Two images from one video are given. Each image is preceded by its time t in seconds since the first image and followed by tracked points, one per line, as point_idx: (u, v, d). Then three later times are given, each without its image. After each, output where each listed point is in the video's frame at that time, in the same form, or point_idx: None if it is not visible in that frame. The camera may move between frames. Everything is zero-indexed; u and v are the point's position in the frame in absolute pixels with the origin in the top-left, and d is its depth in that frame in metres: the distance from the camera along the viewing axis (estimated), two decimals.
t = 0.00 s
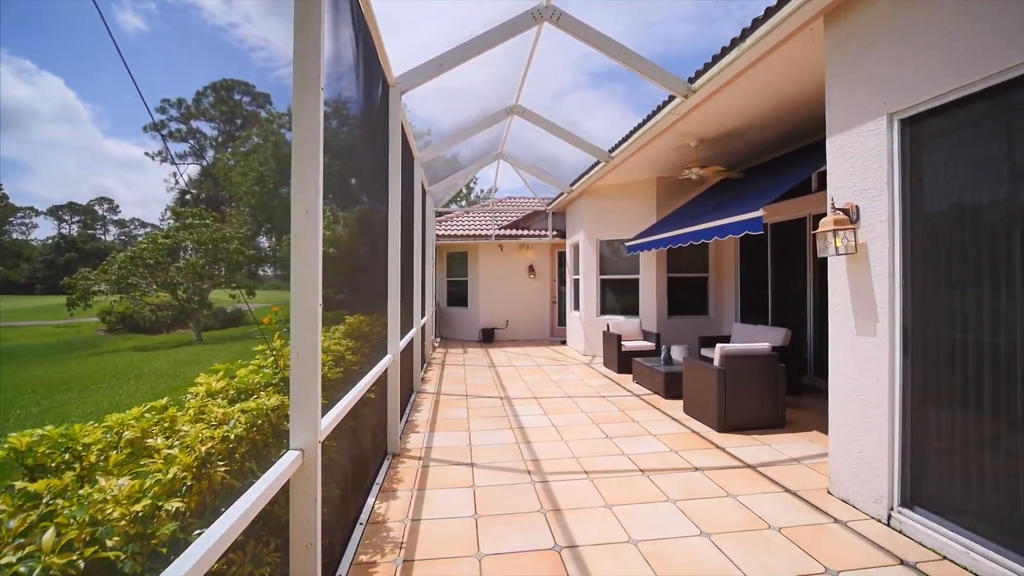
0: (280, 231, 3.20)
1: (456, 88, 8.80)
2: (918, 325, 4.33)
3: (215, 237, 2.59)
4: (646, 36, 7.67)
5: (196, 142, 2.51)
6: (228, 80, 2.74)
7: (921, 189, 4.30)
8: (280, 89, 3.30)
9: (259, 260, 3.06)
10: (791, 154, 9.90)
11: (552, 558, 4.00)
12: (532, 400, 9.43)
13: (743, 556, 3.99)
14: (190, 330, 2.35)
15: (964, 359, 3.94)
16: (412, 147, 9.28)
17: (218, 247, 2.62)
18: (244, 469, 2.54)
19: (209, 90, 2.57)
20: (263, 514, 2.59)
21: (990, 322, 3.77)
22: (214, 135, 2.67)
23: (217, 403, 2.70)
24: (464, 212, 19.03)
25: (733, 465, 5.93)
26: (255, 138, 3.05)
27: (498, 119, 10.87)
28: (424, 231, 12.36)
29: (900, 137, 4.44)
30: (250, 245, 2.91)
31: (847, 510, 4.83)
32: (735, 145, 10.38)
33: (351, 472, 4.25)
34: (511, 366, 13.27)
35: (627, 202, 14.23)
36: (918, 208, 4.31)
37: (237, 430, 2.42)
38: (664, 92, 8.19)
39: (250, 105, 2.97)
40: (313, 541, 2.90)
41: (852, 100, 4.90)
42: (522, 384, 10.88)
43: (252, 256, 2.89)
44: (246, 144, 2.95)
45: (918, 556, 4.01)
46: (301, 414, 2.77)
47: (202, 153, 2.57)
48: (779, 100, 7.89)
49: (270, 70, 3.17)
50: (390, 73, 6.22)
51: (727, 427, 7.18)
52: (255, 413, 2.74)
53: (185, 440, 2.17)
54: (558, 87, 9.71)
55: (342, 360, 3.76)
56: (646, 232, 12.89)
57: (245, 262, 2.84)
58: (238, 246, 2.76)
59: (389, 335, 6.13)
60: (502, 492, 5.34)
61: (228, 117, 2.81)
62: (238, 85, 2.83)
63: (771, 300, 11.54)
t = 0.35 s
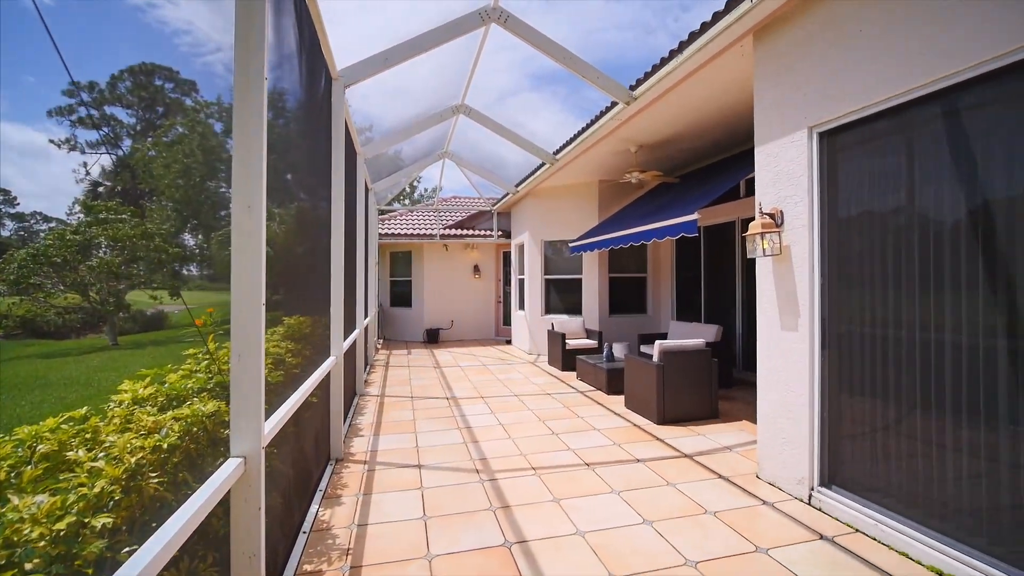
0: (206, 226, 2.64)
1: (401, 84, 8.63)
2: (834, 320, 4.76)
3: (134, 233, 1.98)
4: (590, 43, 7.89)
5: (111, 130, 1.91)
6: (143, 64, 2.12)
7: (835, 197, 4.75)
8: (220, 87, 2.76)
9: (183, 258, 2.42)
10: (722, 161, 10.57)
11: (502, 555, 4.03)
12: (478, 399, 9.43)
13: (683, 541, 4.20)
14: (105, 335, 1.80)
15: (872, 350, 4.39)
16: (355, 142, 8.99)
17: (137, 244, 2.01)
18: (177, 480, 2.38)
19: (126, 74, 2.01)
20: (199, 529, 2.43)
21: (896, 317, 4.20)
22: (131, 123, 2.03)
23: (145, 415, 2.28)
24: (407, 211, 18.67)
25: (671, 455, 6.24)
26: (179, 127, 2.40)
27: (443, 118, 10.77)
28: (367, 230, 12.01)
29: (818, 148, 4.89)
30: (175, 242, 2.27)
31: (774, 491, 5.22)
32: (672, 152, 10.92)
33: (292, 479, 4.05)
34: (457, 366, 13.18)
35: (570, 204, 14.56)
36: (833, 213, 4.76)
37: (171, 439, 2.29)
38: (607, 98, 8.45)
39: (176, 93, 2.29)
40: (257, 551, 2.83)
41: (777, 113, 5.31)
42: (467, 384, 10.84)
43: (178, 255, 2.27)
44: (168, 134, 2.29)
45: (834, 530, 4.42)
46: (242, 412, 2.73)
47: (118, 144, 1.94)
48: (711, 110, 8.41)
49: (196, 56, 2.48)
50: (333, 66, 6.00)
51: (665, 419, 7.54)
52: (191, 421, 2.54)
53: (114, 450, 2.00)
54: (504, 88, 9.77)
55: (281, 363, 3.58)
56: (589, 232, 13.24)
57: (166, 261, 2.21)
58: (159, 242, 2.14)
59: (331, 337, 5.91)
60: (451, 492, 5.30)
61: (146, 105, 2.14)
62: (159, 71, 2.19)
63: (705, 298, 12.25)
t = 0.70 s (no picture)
0: (133, 223, 2.32)
1: (349, 78, 8.37)
2: (769, 317, 5.10)
3: (49, 229, 1.80)
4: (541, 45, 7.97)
5: (19, 114, 1.73)
6: (61, 45, 1.90)
7: (769, 201, 5.08)
8: (148, 73, 2.46)
9: (106, 258, 2.14)
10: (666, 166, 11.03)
11: (456, 555, 4.01)
12: (429, 400, 9.30)
13: (631, 531, 4.35)
14: (13, 339, 1.63)
15: (802, 344, 4.73)
16: (299, 136, 8.62)
17: (52, 241, 1.83)
18: (104, 494, 2.19)
19: (39, 54, 1.79)
20: (131, 547, 2.27)
21: (823, 314, 4.54)
22: (44, 109, 1.82)
23: (69, 424, 2.02)
24: (355, 208, 18.11)
25: (620, 449, 6.43)
26: (100, 115, 2.10)
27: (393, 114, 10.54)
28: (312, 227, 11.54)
29: (754, 155, 5.21)
30: (95, 240, 2.02)
31: (715, 480, 5.51)
32: (619, 155, 11.26)
33: (235, 489, 3.83)
34: (407, 367, 12.94)
35: (521, 204, 14.67)
36: (767, 217, 5.09)
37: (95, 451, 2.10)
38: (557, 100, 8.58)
39: (98, 79, 2.06)
40: (197, 567, 2.73)
41: (718, 122, 5.61)
42: (418, 385, 10.67)
43: (98, 254, 2.02)
44: (88, 122, 2.02)
45: (770, 513, 4.72)
46: (179, 416, 2.65)
47: (26, 130, 1.76)
48: (656, 116, 8.75)
49: (120, 38, 2.23)
50: (277, 56, 5.72)
51: (614, 415, 7.77)
52: (121, 429, 2.33)
53: (31, 463, 1.82)
54: (455, 86, 9.68)
55: (220, 367, 3.38)
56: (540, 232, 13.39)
57: (86, 259, 1.98)
58: (77, 240, 1.93)
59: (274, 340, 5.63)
60: (402, 495, 5.20)
61: (65, 88, 1.91)
62: (77, 53, 1.97)
63: (650, 298, 12.72)
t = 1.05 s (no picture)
0: (55, 217, 2.13)
1: (299, 71, 8.05)
2: (714, 316, 5.35)
3: None
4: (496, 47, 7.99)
5: None
6: None
7: (714, 205, 5.34)
8: (72, 56, 2.24)
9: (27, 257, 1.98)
10: (617, 170, 11.36)
11: (412, 559, 3.96)
12: (383, 403, 9.10)
13: (585, 526, 4.45)
14: None
15: (745, 341, 5.00)
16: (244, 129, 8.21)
17: None
18: (25, 513, 1.95)
19: None
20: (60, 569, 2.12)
21: (764, 313, 4.82)
22: None
23: None
24: (303, 205, 17.44)
25: (574, 446, 6.56)
26: (16, 99, 1.92)
27: (345, 109, 10.23)
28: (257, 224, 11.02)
29: (700, 161, 5.46)
30: (12, 235, 1.88)
31: (665, 473, 5.73)
32: (573, 158, 11.47)
33: (175, 502, 3.60)
34: (359, 370, 12.60)
35: (476, 204, 14.64)
36: (713, 220, 5.34)
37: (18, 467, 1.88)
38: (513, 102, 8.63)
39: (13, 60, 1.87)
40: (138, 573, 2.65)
41: (667, 129, 5.84)
42: (371, 388, 10.42)
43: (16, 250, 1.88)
44: (2, 106, 1.84)
45: (715, 503, 4.97)
46: (115, 433, 2.55)
47: None
48: (608, 121, 8.99)
49: (40, 18, 2.03)
50: (221, 44, 5.43)
51: (568, 413, 7.91)
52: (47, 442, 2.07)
53: None
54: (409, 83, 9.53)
55: (157, 373, 3.18)
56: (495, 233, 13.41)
57: None
58: None
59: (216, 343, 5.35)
60: (355, 500, 5.07)
61: None
62: None
63: (603, 298, 13.05)
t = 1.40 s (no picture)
0: None
1: (248, 63, 7.71)
2: (666, 315, 5.56)
3: None
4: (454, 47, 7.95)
5: None
6: None
7: (666, 209, 5.54)
8: None
9: None
10: (574, 172, 11.58)
11: (371, 565, 3.87)
12: (337, 407, 8.84)
13: (544, 524, 4.51)
14: None
15: (695, 340, 5.23)
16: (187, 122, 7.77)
17: None
18: None
19: None
20: None
21: (713, 312, 5.06)
22: None
23: None
24: (250, 202, 16.67)
25: (532, 446, 6.62)
26: None
27: (296, 103, 9.87)
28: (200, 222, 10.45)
29: (654, 166, 5.67)
30: None
31: (620, 469, 5.89)
32: (530, 160, 11.58)
33: (113, 518, 3.36)
34: (311, 373, 12.18)
35: (434, 204, 14.49)
36: (665, 223, 5.55)
37: None
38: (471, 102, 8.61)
39: None
40: None
41: (622, 134, 6.02)
42: (324, 392, 10.09)
43: None
44: None
45: (668, 496, 5.16)
46: (45, 444, 2.35)
47: None
48: (565, 124, 9.14)
49: None
50: (164, 31, 5.11)
51: (526, 412, 7.98)
52: None
53: None
54: (364, 78, 9.31)
55: (92, 381, 2.97)
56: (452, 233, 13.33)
57: None
58: None
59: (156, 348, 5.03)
60: (309, 508, 4.91)
61: None
62: None
63: (560, 298, 13.26)
